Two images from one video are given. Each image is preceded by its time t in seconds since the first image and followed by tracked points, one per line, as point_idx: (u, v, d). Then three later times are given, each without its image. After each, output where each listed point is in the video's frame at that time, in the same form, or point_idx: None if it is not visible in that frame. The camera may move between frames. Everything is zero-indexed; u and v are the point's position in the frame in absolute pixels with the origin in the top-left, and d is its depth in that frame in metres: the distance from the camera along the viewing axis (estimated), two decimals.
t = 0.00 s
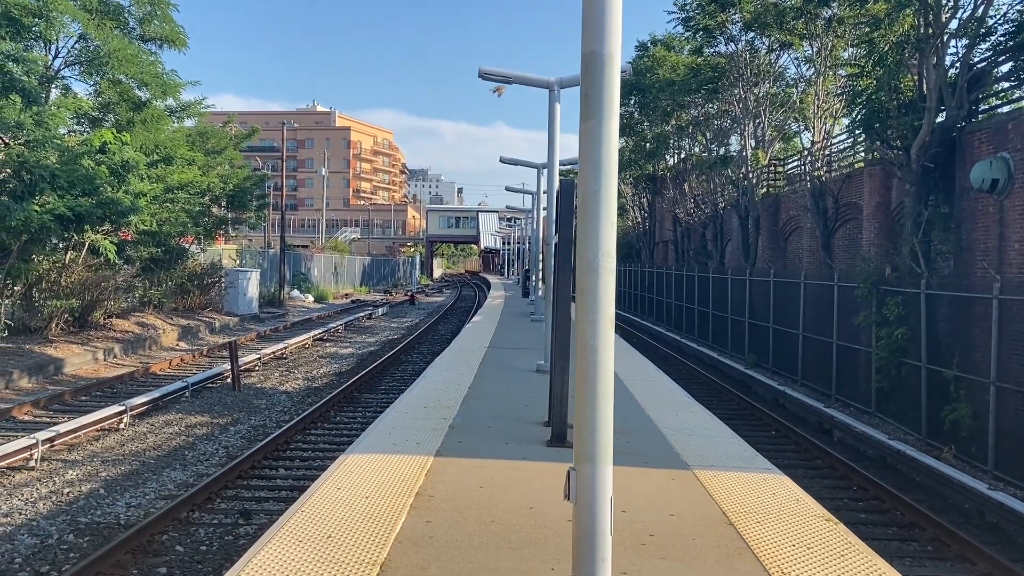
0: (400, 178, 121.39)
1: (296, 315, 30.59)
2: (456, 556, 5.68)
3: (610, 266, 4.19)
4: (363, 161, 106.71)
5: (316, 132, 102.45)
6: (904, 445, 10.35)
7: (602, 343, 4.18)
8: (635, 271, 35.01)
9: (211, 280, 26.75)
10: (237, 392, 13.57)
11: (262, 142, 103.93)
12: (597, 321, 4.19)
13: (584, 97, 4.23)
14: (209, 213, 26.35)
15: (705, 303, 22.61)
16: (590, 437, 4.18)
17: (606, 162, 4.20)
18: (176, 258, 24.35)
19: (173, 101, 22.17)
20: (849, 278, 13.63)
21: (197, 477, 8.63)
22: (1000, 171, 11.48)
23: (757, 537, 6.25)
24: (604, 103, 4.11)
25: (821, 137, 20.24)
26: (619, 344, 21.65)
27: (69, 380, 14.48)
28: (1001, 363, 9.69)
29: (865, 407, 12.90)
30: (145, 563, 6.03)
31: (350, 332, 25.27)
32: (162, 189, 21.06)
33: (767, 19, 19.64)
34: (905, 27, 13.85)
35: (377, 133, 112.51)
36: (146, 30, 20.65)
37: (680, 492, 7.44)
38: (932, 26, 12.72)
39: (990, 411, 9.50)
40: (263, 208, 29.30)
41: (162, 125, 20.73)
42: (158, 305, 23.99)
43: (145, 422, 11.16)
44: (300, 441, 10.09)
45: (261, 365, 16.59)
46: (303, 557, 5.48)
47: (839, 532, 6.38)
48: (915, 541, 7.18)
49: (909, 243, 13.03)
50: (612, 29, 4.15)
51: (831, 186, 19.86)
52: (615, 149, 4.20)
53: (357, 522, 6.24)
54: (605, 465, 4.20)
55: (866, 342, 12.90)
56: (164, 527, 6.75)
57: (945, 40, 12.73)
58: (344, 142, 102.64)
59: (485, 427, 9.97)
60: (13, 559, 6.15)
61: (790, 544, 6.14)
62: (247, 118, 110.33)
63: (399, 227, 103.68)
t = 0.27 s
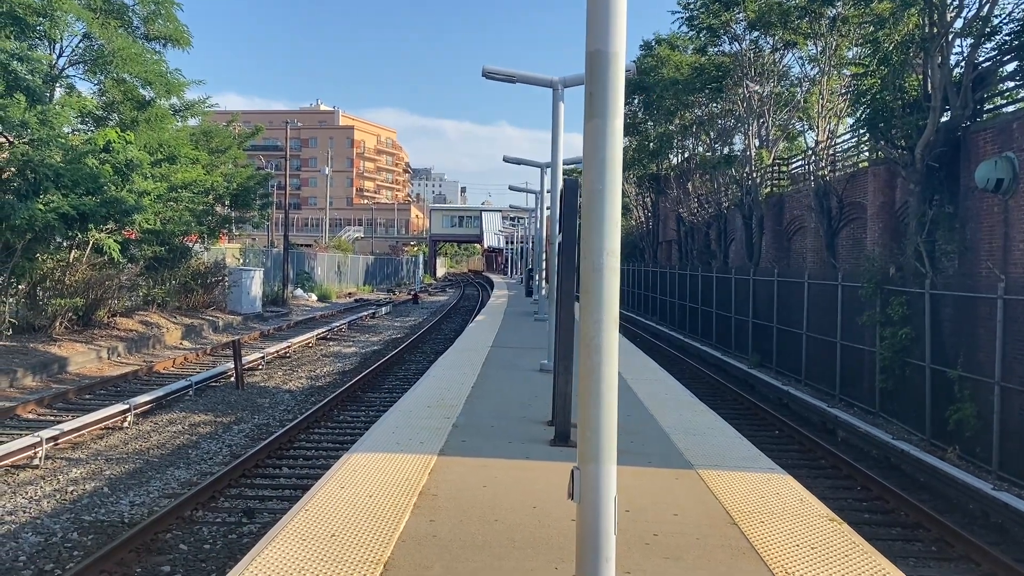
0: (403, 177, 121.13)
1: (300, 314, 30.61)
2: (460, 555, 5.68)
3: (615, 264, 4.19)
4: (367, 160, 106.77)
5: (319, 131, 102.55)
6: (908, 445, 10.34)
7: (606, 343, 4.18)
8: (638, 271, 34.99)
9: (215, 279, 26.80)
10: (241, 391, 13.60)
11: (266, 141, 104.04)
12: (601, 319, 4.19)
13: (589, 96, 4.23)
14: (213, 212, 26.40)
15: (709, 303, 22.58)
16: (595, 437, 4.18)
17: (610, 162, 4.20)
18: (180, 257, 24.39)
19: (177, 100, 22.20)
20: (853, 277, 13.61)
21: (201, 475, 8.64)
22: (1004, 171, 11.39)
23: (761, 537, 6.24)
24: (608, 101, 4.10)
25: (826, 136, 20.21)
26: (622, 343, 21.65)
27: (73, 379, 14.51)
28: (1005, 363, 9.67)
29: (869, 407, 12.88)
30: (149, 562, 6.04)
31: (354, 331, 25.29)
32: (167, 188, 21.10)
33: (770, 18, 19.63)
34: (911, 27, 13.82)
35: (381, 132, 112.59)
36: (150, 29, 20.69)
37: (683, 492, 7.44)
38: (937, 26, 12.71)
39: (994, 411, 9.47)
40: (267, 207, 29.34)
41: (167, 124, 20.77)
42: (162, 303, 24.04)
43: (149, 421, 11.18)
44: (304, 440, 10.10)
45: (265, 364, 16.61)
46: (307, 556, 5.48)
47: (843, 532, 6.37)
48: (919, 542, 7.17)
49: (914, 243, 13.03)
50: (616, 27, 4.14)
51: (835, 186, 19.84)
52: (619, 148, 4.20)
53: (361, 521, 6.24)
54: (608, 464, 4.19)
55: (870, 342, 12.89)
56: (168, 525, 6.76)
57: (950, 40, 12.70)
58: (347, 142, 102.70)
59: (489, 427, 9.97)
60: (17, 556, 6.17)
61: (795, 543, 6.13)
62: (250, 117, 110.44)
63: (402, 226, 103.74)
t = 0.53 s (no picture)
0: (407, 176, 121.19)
1: (304, 314, 30.65)
2: (464, 554, 5.69)
3: (620, 264, 4.19)
4: (371, 160, 106.87)
5: (324, 131, 102.67)
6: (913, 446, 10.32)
7: (610, 344, 4.18)
8: (643, 270, 34.97)
9: (220, 278, 26.85)
10: (246, 390, 13.62)
11: (270, 141, 104.20)
12: (606, 319, 4.19)
13: (594, 95, 4.23)
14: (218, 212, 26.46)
15: (713, 303, 22.56)
16: (600, 437, 4.18)
17: (615, 161, 4.19)
18: (185, 256, 24.44)
19: (182, 100, 22.25)
20: (858, 277, 13.59)
21: (205, 474, 8.65)
22: (1010, 170, 11.26)
23: (765, 537, 6.23)
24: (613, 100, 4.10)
25: (830, 135, 20.17)
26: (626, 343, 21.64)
27: (78, 377, 14.55)
28: (1010, 363, 9.65)
29: (873, 407, 12.86)
30: (154, 560, 6.05)
31: (358, 330, 25.32)
32: (171, 188, 21.14)
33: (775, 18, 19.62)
34: (916, 26, 13.80)
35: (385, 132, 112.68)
36: (155, 29, 20.74)
37: (687, 492, 7.43)
38: (942, 25, 12.68)
39: (999, 412, 9.45)
40: (272, 207, 29.39)
41: (172, 123, 20.82)
42: (166, 303, 24.09)
43: (154, 420, 11.20)
44: (308, 439, 10.11)
45: (269, 363, 16.65)
46: (311, 556, 5.49)
47: (848, 533, 6.36)
48: (924, 542, 7.16)
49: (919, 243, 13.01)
50: (621, 27, 4.14)
51: (840, 186, 19.81)
52: (624, 148, 4.20)
53: (366, 521, 6.24)
54: (613, 464, 4.20)
55: (875, 342, 12.86)
56: (172, 524, 6.77)
57: (956, 39, 12.66)
58: (351, 141, 102.80)
59: (494, 426, 9.98)
60: (22, 555, 6.19)
61: (799, 544, 6.12)
62: (255, 117, 110.60)
63: (406, 226, 103.79)
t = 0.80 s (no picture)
0: (411, 177, 121.34)
1: (308, 314, 30.67)
2: (469, 554, 5.69)
3: (624, 264, 4.19)
4: (375, 160, 106.95)
5: (328, 131, 102.79)
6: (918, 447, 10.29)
7: (615, 344, 4.18)
8: (647, 271, 34.94)
9: (225, 278, 26.89)
10: (250, 390, 13.64)
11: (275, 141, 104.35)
12: (610, 319, 4.19)
13: (599, 96, 4.23)
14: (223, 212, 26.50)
15: (718, 303, 22.53)
16: (604, 437, 4.18)
17: (620, 161, 4.19)
18: (190, 256, 24.48)
19: (187, 100, 22.28)
20: (862, 278, 13.56)
21: (210, 474, 8.67)
22: (1016, 171, 11.18)
23: (770, 538, 6.22)
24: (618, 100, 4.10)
25: (835, 135, 20.12)
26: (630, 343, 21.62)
27: (83, 377, 14.59)
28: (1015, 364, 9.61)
29: (878, 408, 12.83)
30: (159, 560, 6.06)
31: (361, 330, 25.34)
32: (176, 188, 21.17)
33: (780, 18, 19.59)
34: (921, 26, 13.75)
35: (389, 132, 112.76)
36: (160, 30, 20.77)
37: (692, 492, 7.43)
38: (947, 25, 12.65)
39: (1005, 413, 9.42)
40: (276, 207, 29.43)
41: (177, 123, 20.87)
42: (171, 302, 24.14)
43: (159, 419, 11.22)
44: (312, 439, 10.13)
45: (274, 363, 16.67)
46: (316, 555, 5.49)
47: (853, 534, 6.36)
48: (929, 543, 7.14)
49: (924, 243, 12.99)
50: (626, 27, 4.14)
51: (845, 186, 19.78)
52: (628, 148, 4.20)
53: (370, 521, 6.25)
54: (618, 464, 4.20)
55: (879, 342, 12.83)
56: (177, 524, 6.79)
57: (961, 40, 12.64)
58: (356, 141, 102.90)
59: (498, 426, 9.98)
60: (28, 554, 6.21)
61: (804, 545, 6.11)
62: (260, 117, 110.77)
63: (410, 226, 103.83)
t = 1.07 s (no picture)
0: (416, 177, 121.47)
1: (313, 314, 30.70)
2: (473, 555, 5.69)
3: (629, 265, 4.19)
4: (379, 160, 107.03)
5: (333, 132, 102.94)
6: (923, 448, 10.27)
7: (619, 344, 4.18)
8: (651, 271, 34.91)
9: (229, 278, 26.94)
10: (255, 390, 13.66)
11: (280, 141, 104.54)
12: (615, 320, 4.19)
13: (603, 97, 4.22)
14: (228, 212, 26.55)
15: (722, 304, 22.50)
16: (609, 438, 4.18)
17: (625, 162, 4.19)
18: (195, 257, 24.53)
19: (193, 101, 22.32)
20: (868, 279, 13.53)
21: (215, 474, 8.68)
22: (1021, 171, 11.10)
23: (775, 539, 6.21)
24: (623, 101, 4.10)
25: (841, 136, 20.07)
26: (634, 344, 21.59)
27: (89, 377, 14.62)
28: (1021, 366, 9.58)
29: (883, 409, 12.80)
30: (164, 560, 6.07)
31: (366, 331, 25.36)
32: (182, 188, 21.20)
33: (785, 18, 19.56)
34: (927, 26, 13.72)
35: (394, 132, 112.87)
36: (166, 30, 20.80)
37: (696, 493, 7.41)
38: (953, 26, 12.61)
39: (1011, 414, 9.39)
40: (281, 207, 29.47)
41: (182, 124, 20.92)
42: (177, 303, 24.18)
43: (164, 419, 11.24)
44: (317, 439, 10.14)
45: (278, 363, 16.69)
46: (321, 555, 5.49)
47: (858, 535, 6.34)
48: (935, 545, 7.12)
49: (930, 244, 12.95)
50: (630, 28, 4.14)
51: (850, 186, 19.74)
52: (633, 148, 4.20)
53: (375, 521, 6.25)
54: (622, 465, 4.19)
55: (885, 343, 12.80)
56: (182, 523, 6.79)
57: (967, 40, 12.59)
58: (361, 142, 103.02)
59: (503, 427, 9.97)
60: (34, 553, 6.22)
61: (809, 546, 6.09)
62: (265, 117, 111.00)
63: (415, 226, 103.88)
